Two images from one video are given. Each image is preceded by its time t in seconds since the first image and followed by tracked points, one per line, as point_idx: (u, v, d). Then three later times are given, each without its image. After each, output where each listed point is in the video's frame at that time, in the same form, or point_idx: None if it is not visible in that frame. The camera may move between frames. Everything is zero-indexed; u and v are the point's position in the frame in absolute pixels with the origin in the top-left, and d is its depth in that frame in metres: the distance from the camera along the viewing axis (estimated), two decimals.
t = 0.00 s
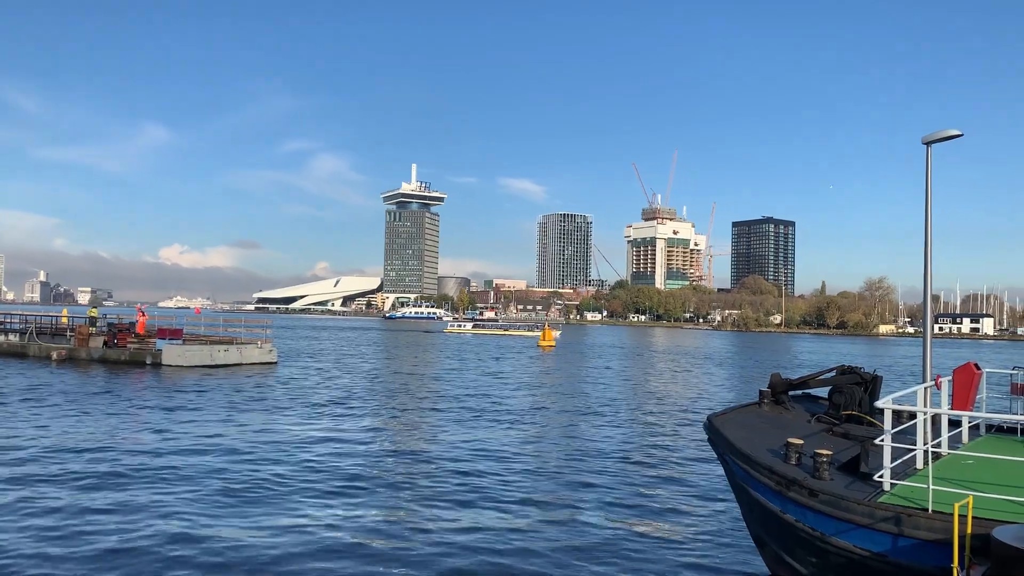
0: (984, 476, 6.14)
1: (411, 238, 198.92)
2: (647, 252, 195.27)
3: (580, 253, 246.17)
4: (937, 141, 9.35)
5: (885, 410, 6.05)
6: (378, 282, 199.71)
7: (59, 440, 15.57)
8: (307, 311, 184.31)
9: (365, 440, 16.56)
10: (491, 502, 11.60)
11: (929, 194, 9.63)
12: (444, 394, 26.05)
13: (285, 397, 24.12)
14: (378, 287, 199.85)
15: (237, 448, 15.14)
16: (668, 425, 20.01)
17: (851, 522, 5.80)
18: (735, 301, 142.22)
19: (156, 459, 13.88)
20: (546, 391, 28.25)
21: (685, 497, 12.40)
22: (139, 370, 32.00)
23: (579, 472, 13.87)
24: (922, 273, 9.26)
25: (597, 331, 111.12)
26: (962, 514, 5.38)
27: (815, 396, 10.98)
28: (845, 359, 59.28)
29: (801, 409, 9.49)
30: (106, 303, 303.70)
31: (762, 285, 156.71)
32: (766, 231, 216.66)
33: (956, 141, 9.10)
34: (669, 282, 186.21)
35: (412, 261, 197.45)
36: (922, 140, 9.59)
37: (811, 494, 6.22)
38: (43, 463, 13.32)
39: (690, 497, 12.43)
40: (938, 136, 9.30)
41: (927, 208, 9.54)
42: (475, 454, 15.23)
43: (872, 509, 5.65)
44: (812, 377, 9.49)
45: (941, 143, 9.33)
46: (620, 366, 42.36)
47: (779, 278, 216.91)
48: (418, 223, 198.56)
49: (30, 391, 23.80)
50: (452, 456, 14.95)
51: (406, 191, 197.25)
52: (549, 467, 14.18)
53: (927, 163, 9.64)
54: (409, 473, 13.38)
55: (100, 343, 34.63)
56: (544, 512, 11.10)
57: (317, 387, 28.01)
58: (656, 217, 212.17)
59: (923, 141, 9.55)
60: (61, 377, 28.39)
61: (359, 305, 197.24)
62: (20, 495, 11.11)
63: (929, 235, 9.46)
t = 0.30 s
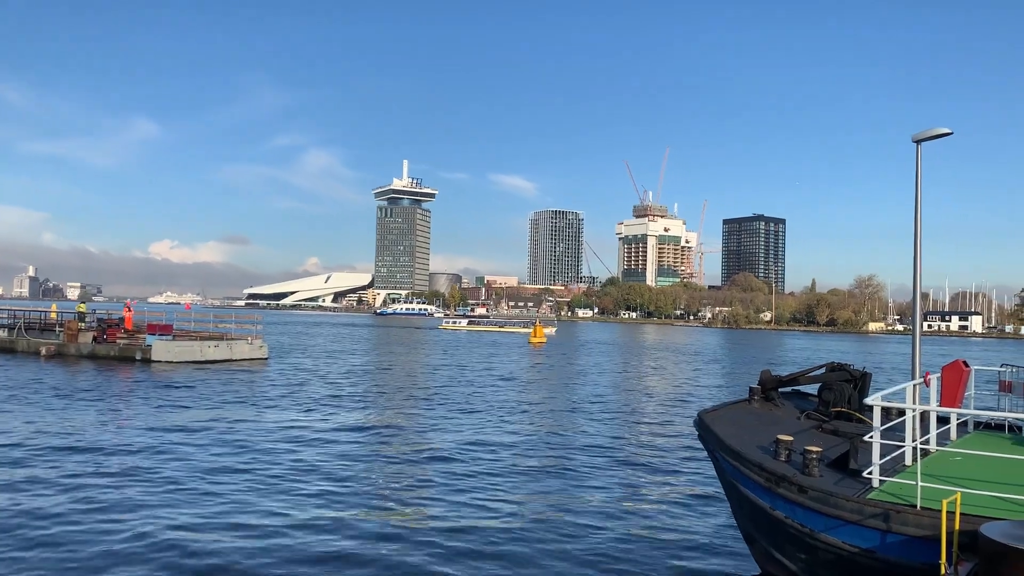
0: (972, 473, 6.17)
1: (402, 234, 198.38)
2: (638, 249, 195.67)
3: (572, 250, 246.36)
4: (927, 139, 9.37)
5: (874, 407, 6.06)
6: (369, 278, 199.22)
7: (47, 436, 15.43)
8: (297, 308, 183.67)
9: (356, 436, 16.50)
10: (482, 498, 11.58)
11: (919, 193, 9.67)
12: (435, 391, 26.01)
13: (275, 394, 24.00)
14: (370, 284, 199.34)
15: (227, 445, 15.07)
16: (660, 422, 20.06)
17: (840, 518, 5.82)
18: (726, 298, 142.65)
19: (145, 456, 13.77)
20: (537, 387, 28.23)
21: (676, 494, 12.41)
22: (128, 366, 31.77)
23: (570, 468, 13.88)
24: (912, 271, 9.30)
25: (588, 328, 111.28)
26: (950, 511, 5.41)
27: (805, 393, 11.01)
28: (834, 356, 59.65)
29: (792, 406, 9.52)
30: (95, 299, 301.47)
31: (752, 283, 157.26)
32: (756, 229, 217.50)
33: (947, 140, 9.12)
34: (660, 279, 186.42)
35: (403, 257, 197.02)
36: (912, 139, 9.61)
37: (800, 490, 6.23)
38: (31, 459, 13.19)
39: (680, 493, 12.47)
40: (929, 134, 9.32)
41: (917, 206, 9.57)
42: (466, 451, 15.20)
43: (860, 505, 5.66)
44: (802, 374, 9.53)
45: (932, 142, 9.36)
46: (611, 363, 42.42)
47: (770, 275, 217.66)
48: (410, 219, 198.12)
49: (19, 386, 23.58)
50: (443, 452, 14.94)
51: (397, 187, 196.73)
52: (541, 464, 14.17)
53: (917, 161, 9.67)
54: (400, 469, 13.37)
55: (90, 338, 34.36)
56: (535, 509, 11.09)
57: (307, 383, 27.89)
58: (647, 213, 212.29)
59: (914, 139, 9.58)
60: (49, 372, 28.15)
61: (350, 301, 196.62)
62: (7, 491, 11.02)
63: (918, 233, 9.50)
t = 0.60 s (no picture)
0: (962, 471, 6.20)
1: (395, 231, 198.01)
2: (631, 247, 195.94)
3: (565, 248, 246.52)
4: (919, 138, 9.40)
5: (864, 405, 6.06)
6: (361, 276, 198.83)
7: (36, 432, 15.34)
8: (289, 304, 183.15)
9: (347, 434, 16.45)
10: (474, 496, 11.58)
11: (911, 192, 9.70)
12: (427, 388, 25.97)
13: (266, 391, 23.92)
14: (362, 281, 198.94)
15: (217, 442, 15.01)
16: (651, 420, 20.09)
17: (830, 516, 5.83)
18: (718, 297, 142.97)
19: (135, 452, 13.69)
20: (529, 385, 28.23)
21: (668, 492, 12.42)
22: (119, 362, 31.59)
23: (562, 466, 13.89)
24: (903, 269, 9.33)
25: (580, 326, 111.39)
26: (939, 508, 5.43)
27: (796, 391, 11.05)
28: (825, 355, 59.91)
29: (782, 404, 9.55)
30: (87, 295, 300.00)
31: (744, 281, 157.68)
32: (748, 228, 218.19)
33: (938, 139, 9.15)
34: (653, 277, 186.60)
35: (396, 254, 196.70)
36: (903, 138, 9.65)
37: (790, 488, 6.25)
38: (20, 455, 13.11)
39: (670, 491, 12.50)
40: (920, 134, 9.35)
41: (908, 205, 9.60)
42: (458, 448, 15.19)
43: (851, 503, 5.68)
44: (793, 372, 9.55)
45: (923, 141, 9.39)
46: (603, 361, 42.50)
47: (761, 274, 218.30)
48: (402, 216, 197.83)
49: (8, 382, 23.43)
50: (435, 450, 14.93)
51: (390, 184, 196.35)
52: (533, 462, 14.17)
53: (908, 160, 9.70)
54: (392, 466, 13.35)
55: (81, 334, 34.15)
56: (526, 506, 11.09)
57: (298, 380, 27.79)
58: (640, 212, 212.54)
59: (906, 138, 9.60)
60: (40, 368, 27.98)
61: (342, 298, 196.12)
62: None
63: (910, 233, 9.53)
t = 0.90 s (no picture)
0: (953, 472, 6.21)
1: (388, 230, 197.72)
2: (624, 247, 196.31)
3: (558, 247, 246.66)
4: (911, 139, 9.43)
5: (856, 405, 6.07)
6: (354, 274, 198.45)
7: (26, 430, 15.25)
8: (281, 303, 182.69)
9: (340, 432, 16.38)
10: (466, 494, 11.57)
11: (902, 193, 9.73)
12: (420, 387, 25.94)
13: (258, 389, 23.82)
14: (355, 279, 198.63)
15: (208, 440, 14.95)
16: (644, 419, 20.11)
17: (821, 515, 5.84)
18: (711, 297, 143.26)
19: (125, 450, 13.62)
20: (522, 385, 28.23)
21: (660, 491, 12.42)
22: (110, 360, 31.43)
23: (554, 465, 13.88)
24: (895, 269, 9.36)
25: (573, 326, 111.43)
26: (930, 508, 5.43)
27: (788, 391, 11.08)
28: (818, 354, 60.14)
29: (774, 404, 9.57)
30: (78, 294, 297.71)
31: (737, 281, 158.07)
32: (741, 228, 218.85)
33: (930, 140, 9.19)
34: (646, 277, 186.77)
35: (389, 253, 196.42)
36: (895, 138, 9.69)
37: (782, 487, 6.25)
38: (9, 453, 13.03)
39: (664, 491, 12.50)
40: (912, 134, 9.38)
41: (899, 206, 9.64)
42: (450, 447, 15.17)
43: (842, 503, 5.68)
44: (785, 372, 9.56)
45: (915, 142, 9.43)
46: (596, 360, 42.49)
47: (754, 274, 218.86)
48: (396, 215, 197.60)
49: None
50: (428, 448, 14.91)
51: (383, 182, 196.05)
52: (525, 461, 14.16)
53: (900, 161, 9.74)
54: (384, 465, 13.31)
55: (72, 332, 33.97)
56: (518, 505, 11.07)
57: (291, 379, 27.69)
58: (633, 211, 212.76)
59: (898, 138, 9.64)
60: (30, 366, 27.82)
61: (335, 297, 195.63)
62: None
63: (901, 233, 9.57)
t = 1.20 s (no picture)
0: (946, 472, 6.23)
1: (383, 230, 197.46)
2: (619, 248, 196.47)
3: (553, 248, 246.68)
4: (904, 140, 9.46)
5: (849, 405, 6.07)
6: (348, 274, 198.08)
7: (18, 430, 15.17)
8: (275, 303, 182.14)
9: (333, 433, 16.32)
10: (460, 494, 11.57)
11: (896, 193, 9.76)
12: (414, 387, 25.88)
13: (251, 389, 23.74)
14: (349, 279, 198.21)
15: (201, 440, 14.90)
16: (637, 419, 20.13)
17: (815, 516, 5.84)
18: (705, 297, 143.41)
19: (117, 450, 13.56)
20: (517, 385, 28.21)
21: (654, 492, 12.42)
22: (103, 360, 31.27)
23: (549, 465, 13.89)
24: (888, 270, 9.38)
25: (567, 326, 111.35)
26: (922, 508, 5.45)
27: (782, 391, 11.08)
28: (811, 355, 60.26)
29: (768, 404, 9.58)
30: (71, 293, 296.50)
31: (731, 282, 158.39)
32: (735, 229, 219.35)
33: (923, 141, 9.22)
34: (641, 277, 186.83)
35: (384, 253, 196.14)
36: (889, 140, 9.71)
37: (775, 488, 6.26)
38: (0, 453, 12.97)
39: (657, 490, 12.53)
40: (905, 136, 9.41)
41: (893, 207, 9.66)
42: (445, 447, 15.16)
43: (835, 503, 5.69)
44: (779, 372, 9.57)
45: (908, 143, 9.45)
46: (591, 360, 42.51)
47: (748, 274, 219.33)
48: (390, 215, 197.40)
49: None
50: (422, 448, 14.89)
51: (378, 182, 195.77)
52: (519, 461, 14.15)
53: (894, 162, 9.76)
54: (377, 465, 13.29)
55: (65, 332, 33.78)
56: (512, 505, 11.07)
57: (284, 379, 27.57)
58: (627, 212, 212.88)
59: (891, 140, 9.66)
60: (22, 366, 27.63)
61: (329, 297, 195.10)
62: None
63: (894, 233, 9.59)
